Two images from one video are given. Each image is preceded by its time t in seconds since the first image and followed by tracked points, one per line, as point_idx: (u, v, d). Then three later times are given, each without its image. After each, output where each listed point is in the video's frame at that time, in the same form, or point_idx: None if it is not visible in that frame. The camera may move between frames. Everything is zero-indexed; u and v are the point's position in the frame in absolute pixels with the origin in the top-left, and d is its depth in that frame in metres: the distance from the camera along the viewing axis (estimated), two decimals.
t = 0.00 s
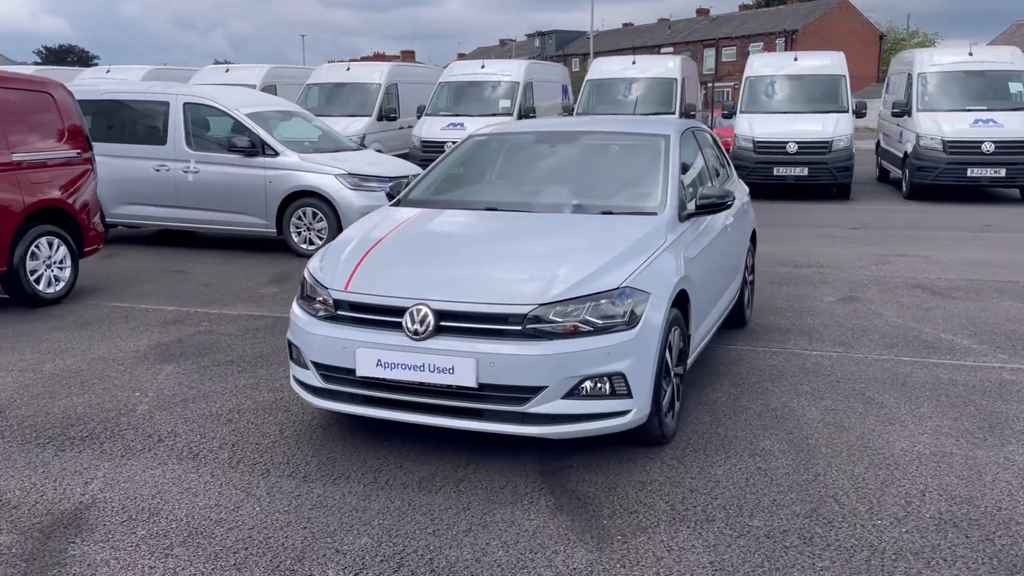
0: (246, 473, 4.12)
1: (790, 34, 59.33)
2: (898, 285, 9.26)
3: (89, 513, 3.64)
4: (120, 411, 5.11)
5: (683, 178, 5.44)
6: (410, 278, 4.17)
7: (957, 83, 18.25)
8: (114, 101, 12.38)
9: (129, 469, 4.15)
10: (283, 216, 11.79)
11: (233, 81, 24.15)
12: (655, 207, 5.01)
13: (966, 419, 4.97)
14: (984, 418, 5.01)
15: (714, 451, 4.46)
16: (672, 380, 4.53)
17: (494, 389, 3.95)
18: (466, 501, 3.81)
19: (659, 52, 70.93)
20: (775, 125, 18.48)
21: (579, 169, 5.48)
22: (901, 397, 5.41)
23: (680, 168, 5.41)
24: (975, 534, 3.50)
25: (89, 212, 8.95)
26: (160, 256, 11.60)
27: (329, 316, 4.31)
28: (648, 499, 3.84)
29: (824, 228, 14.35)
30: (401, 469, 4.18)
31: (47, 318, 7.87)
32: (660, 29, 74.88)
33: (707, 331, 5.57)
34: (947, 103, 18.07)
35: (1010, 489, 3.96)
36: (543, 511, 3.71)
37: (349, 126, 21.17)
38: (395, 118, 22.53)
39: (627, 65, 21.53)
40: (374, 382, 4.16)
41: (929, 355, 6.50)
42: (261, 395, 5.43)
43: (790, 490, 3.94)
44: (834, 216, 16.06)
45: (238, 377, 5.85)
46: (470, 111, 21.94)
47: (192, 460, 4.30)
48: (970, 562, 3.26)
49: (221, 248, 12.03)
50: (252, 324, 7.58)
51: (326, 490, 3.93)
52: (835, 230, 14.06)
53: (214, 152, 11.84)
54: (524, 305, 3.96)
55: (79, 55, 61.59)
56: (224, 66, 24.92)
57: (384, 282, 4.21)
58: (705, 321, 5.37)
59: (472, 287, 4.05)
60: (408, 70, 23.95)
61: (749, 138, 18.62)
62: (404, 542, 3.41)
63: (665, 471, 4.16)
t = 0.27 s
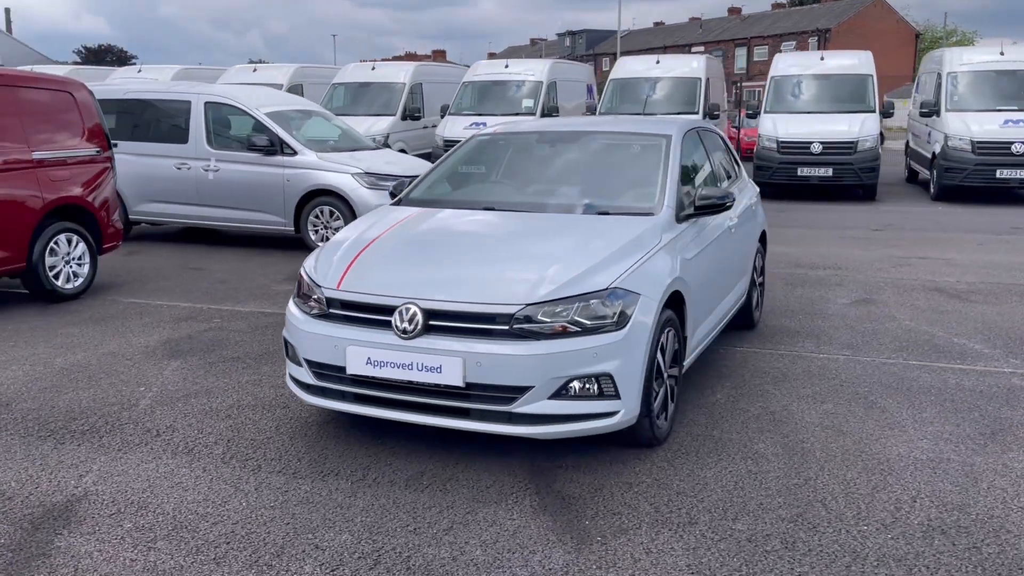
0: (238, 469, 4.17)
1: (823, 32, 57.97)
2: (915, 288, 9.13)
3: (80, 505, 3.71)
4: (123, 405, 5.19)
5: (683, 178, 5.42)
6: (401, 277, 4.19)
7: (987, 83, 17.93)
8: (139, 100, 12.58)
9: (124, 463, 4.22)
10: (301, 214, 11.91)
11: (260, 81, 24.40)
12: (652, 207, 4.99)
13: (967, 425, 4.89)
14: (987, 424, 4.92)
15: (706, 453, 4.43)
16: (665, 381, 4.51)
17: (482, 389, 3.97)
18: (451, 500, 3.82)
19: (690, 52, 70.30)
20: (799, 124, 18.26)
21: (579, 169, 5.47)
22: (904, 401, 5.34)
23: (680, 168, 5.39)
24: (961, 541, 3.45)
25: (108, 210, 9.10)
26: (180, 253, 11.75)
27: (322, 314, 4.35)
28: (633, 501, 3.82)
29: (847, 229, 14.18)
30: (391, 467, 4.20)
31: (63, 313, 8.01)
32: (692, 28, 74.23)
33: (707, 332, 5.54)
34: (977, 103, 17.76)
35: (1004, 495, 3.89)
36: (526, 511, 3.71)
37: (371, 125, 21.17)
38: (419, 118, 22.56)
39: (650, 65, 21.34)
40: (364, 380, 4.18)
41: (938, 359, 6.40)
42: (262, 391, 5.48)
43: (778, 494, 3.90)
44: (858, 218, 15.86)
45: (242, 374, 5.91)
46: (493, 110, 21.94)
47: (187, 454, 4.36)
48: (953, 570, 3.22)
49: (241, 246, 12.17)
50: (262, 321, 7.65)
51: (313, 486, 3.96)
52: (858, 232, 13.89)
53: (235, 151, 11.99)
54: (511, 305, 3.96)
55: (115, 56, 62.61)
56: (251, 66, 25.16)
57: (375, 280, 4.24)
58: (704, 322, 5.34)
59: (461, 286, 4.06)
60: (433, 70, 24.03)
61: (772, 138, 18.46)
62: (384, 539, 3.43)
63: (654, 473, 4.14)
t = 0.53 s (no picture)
0: (232, 464, 4.20)
1: (855, 32, 57.34)
2: (934, 291, 8.98)
3: (73, 498, 3.75)
4: (127, 400, 5.25)
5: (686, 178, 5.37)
6: (394, 276, 4.20)
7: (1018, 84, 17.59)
8: (161, 100, 12.75)
9: (121, 456, 4.26)
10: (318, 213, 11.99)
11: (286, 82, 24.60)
12: (652, 207, 4.96)
13: (973, 430, 4.80)
14: (993, 429, 4.82)
15: (702, 455, 4.39)
16: (661, 382, 4.47)
17: (473, 387, 3.96)
18: (439, 498, 3.81)
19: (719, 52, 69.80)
20: (823, 125, 17.97)
21: (580, 169, 5.45)
22: (910, 405, 5.25)
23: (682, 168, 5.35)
24: (954, 549, 3.38)
25: (127, 207, 9.23)
26: (199, 250, 11.88)
27: (317, 312, 4.36)
28: (622, 502, 3.79)
29: (870, 232, 13.98)
30: (384, 464, 4.21)
31: (79, 309, 8.13)
32: (722, 28, 73.68)
33: (710, 333, 5.49)
34: (1007, 104, 17.43)
35: (1004, 503, 3.81)
36: (513, 510, 3.69)
37: (393, 126, 21.15)
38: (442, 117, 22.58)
39: (672, 65, 21.09)
40: (357, 377, 4.19)
41: (951, 363, 6.29)
42: (264, 387, 5.52)
43: (770, 497, 3.85)
44: (883, 220, 15.64)
45: (247, 370, 5.95)
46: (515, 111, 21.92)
47: (183, 448, 4.40)
48: None
49: (259, 244, 12.27)
50: (273, 318, 7.70)
51: (304, 483, 3.98)
52: (881, 234, 13.69)
53: (253, 150, 12.10)
54: (502, 304, 3.95)
55: (149, 57, 63.51)
56: (278, 66, 25.38)
57: (370, 278, 4.25)
58: (705, 324, 5.29)
59: (453, 285, 4.05)
60: (456, 70, 24.06)
61: (795, 139, 18.19)
62: (368, 536, 3.43)
63: (646, 474, 4.11)
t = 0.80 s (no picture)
0: (224, 461, 4.22)
1: (886, 33, 56.48)
2: (951, 295, 8.82)
3: (64, 493, 3.79)
4: (129, 397, 5.30)
5: (687, 179, 5.32)
6: (386, 275, 4.20)
7: None
8: (181, 101, 12.89)
9: (115, 452, 4.30)
10: (333, 213, 12.05)
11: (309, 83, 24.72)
12: (651, 207, 4.92)
13: (977, 436, 4.70)
14: (998, 435, 4.72)
15: (696, 457, 4.35)
16: (656, 383, 4.44)
17: (463, 387, 3.95)
18: (427, 497, 3.80)
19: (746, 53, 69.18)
20: (847, 127, 17.57)
21: (581, 169, 5.43)
22: (915, 410, 5.16)
23: (683, 168, 5.31)
24: (946, 556, 3.31)
25: (142, 206, 9.33)
26: (215, 250, 11.98)
27: (312, 310, 4.37)
28: (611, 503, 3.76)
29: (891, 234, 13.78)
30: (375, 463, 4.20)
31: (92, 307, 8.22)
32: (750, 29, 73.03)
33: (712, 334, 5.43)
34: None
35: (1002, 509, 3.73)
36: (499, 510, 3.67)
37: (414, 127, 21.06)
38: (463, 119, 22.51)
39: (694, 66, 20.68)
40: (349, 376, 4.19)
41: (961, 368, 6.17)
42: (265, 385, 5.54)
43: (761, 501, 3.80)
44: (905, 223, 15.41)
45: (249, 368, 5.98)
46: (536, 112, 21.85)
47: (178, 445, 4.43)
48: None
49: (275, 244, 12.36)
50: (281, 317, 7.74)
51: (294, 480, 3.98)
52: (902, 237, 13.48)
53: (270, 150, 12.19)
54: (493, 303, 3.93)
55: (181, 59, 64.18)
56: (301, 68, 25.52)
57: (363, 276, 4.25)
58: (705, 325, 5.24)
59: (444, 284, 4.05)
60: (478, 71, 24.06)
61: (817, 141, 17.79)
62: (352, 534, 3.42)
63: (638, 476, 4.07)
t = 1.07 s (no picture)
0: (218, 461, 4.26)
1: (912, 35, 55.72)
2: (964, 300, 8.71)
3: (59, 491, 3.84)
4: (131, 396, 5.36)
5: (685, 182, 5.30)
6: (378, 277, 4.22)
7: None
8: (197, 103, 13.02)
9: (112, 451, 4.35)
10: (345, 216, 12.11)
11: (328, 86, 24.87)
12: (647, 210, 4.91)
13: (976, 443, 4.64)
14: (998, 443, 4.65)
15: (688, 462, 4.33)
16: (649, 388, 4.43)
17: (452, 390, 3.96)
18: (414, 499, 3.82)
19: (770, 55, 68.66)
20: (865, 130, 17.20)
21: (580, 172, 5.43)
22: (916, 416, 5.10)
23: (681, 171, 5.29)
24: (932, 566, 3.27)
25: (156, 208, 9.41)
26: (229, 251, 12.08)
27: (306, 312, 4.40)
28: (598, 507, 3.76)
29: (907, 239, 13.64)
30: (367, 464, 4.22)
31: (104, 307, 8.33)
32: (773, 31, 72.50)
33: (711, 338, 5.40)
34: None
35: (995, 518, 3.68)
36: (486, 513, 3.68)
37: (435, 131, 20.86)
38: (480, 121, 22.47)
39: (711, 68, 20.19)
40: (342, 378, 4.22)
41: (967, 374, 6.09)
42: (265, 386, 5.59)
43: (749, 507, 3.78)
44: (923, 227, 15.24)
45: (252, 368, 6.03)
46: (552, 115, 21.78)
47: (175, 445, 4.48)
48: None
49: (288, 245, 12.44)
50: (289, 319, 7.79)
51: (284, 481, 4.01)
52: (919, 241, 13.34)
53: (284, 153, 12.27)
54: (482, 306, 3.94)
55: (206, 63, 64.81)
56: (321, 71, 25.66)
57: (356, 278, 4.28)
58: (703, 330, 5.22)
59: (434, 287, 4.06)
60: (496, 74, 24.06)
61: (835, 143, 17.39)
62: (336, 535, 3.44)
63: (628, 481, 4.06)
